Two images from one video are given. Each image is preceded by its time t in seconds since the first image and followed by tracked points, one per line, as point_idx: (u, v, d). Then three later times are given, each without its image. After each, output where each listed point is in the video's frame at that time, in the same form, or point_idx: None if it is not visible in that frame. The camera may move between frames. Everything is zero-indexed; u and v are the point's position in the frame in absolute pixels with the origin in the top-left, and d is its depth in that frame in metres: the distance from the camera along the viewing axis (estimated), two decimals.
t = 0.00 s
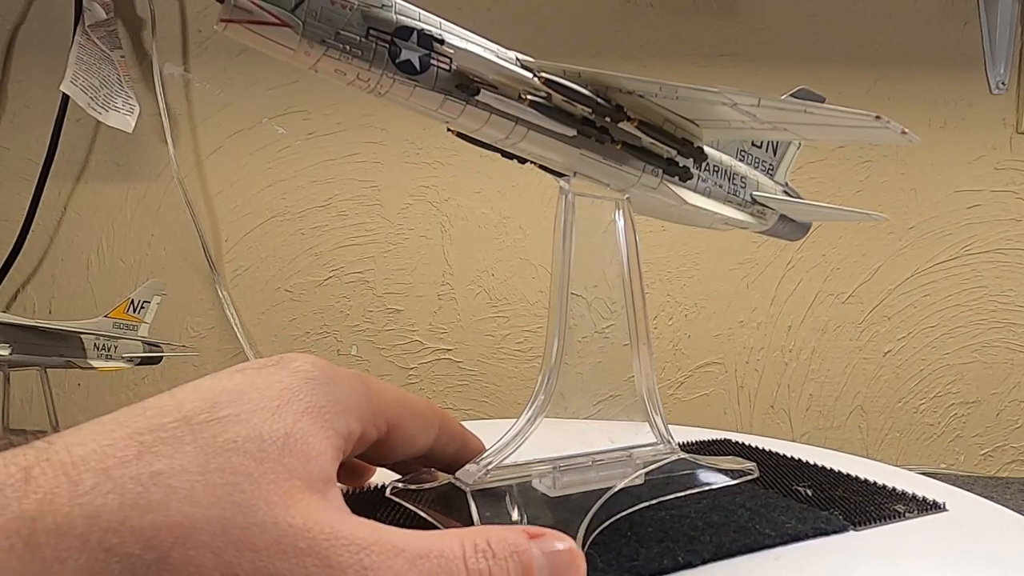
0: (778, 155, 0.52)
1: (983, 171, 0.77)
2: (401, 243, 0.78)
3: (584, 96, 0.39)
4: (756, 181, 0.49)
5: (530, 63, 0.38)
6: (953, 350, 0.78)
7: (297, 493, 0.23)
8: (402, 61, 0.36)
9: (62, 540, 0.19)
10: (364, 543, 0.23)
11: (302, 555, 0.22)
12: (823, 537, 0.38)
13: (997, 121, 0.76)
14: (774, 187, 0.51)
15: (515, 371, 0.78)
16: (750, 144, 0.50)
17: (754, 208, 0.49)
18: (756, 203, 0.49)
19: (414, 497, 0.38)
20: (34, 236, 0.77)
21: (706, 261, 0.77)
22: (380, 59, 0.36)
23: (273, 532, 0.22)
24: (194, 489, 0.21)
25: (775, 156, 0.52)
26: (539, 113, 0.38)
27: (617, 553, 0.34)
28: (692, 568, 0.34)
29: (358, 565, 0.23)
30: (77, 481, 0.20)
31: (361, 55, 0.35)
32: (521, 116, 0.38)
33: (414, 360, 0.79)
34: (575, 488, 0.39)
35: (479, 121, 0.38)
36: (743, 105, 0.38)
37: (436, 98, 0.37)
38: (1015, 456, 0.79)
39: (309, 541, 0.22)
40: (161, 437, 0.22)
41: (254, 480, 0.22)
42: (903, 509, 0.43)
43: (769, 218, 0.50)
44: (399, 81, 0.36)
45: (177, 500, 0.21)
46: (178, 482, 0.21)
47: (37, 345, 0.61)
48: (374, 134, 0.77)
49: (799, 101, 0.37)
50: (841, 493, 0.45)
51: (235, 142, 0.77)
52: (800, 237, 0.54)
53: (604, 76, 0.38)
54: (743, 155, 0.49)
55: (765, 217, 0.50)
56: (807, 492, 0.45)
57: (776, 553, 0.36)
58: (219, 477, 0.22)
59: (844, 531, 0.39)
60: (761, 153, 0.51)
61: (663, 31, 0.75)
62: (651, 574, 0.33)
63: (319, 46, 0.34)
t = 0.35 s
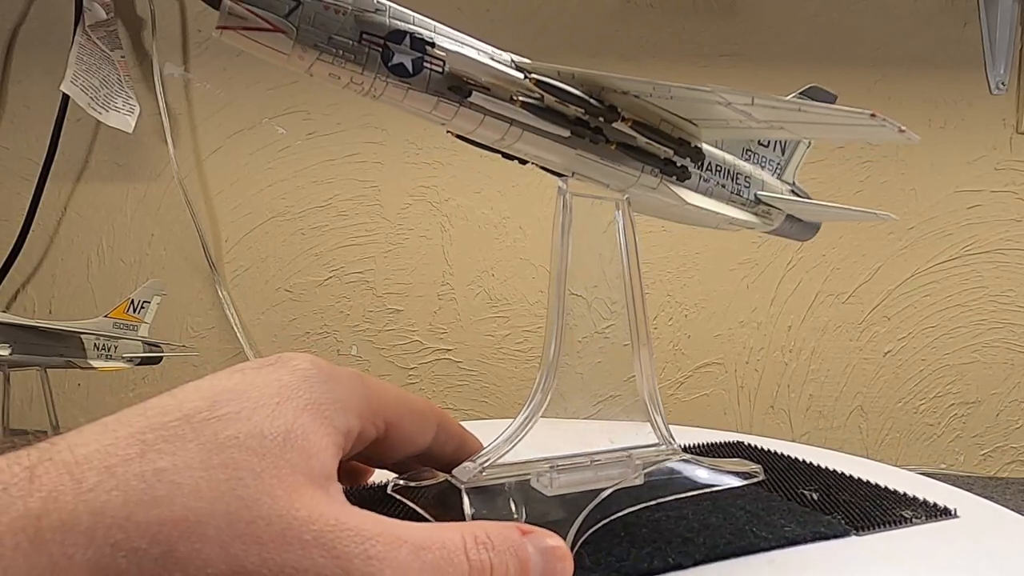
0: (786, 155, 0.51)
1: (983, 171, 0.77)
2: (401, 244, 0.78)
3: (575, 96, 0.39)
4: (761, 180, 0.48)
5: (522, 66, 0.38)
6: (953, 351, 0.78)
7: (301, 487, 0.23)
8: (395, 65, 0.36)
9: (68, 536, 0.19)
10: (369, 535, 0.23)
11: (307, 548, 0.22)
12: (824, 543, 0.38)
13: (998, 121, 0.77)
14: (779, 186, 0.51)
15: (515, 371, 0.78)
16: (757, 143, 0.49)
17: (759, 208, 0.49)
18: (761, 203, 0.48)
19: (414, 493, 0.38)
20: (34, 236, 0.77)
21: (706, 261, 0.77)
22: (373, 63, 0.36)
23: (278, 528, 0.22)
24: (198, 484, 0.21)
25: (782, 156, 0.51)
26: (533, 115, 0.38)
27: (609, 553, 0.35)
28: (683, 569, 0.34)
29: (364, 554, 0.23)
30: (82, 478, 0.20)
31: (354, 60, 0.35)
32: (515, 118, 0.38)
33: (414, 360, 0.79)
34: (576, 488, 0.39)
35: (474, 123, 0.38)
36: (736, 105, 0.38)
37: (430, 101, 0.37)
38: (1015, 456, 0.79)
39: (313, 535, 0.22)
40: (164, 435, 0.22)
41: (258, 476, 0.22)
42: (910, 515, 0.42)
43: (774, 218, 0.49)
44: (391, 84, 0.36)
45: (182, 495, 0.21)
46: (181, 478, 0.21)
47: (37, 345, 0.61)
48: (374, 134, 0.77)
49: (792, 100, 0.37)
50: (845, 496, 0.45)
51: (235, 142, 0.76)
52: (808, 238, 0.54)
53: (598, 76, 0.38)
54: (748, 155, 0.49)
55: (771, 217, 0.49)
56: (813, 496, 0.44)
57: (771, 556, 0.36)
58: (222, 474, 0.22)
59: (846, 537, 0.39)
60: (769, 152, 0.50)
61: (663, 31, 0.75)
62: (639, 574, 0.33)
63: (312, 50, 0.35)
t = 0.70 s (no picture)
0: (789, 154, 0.51)
1: (983, 171, 0.77)
2: (401, 244, 0.78)
3: (574, 96, 0.39)
4: (762, 180, 0.48)
5: (519, 66, 0.38)
6: (953, 351, 0.78)
7: (305, 488, 0.23)
8: (393, 66, 0.36)
9: (74, 542, 0.19)
10: (374, 535, 0.23)
11: (312, 549, 0.22)
12: (824, 544, 0.38)
13: (998, 121, 0.77)
14: (781, 185, 0.50)
15: (515, 371, 0.78)
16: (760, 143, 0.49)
17: (760, 208, 0.48)
18: (763, 202, 0.48)
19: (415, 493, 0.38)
20: (34, 236, 0.77)
21: (706, 260, 0.77)
22: (371, 63, 0.36)
23: (283, 530, 0.22)
24: (203, 488, 0.21)
25: (785, 155, 0.51)
26: (531, 115, 0.38)
27: (608, 554, 0.35)
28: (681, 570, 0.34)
29: (370, 555, 0.23)
30: (88, 484, 0.20)
31: (352, 61, 0.35)
32: (513, 118, 0.38)
33: (414, 360, 0.79)
34: (575, 488, 0.39)
35: (472, 123, 0.38)
36: (734, 104, 0.38)
37: (428, 101, 0.37)
38: (1015, 456, 0.79)
39: (318, 537, 0.22)
40: (168, 440, 0.22)
41: (262, 479, 0.22)
42: (913, 517, 0.42)
43: (775, 218, 0.49)
44: (390, 84, 0.36)
45: (187, 499, 0.21)
46: (186, 482, 0.21)
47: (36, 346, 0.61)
48: (374, 134, 0.77)
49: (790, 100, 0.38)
50: (847, 497, 0.45)
51: (235, 142, 0.76)
52: (811, 237, 0.54)
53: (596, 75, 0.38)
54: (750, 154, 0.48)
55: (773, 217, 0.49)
56: (815, 496, 0.44)
57: (769, 557, 0.36)
58: (227, 477, 0.22)
59: (845, 537, 0.39)
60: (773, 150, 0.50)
61: (663, 31, 0.75)
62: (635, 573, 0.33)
63: (309, 51, 0.35)
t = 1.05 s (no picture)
0: (794, 154, 0.51)
1: (983, 171, 0.77)
2: (402, 244, 0.78)
3: (568, 97, 0.39)
4: (767, 180, 0.48)
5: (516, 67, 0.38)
6: (953, 351, 0.78)
7: (297, 484, 0.23)
8: (389, 68, 0.36)
9: (65, 531, 0.20)
10: (364, 531, 0.24)
11: (303, 542, 0.22)
12: (821, 547, 0.38)
13: (997, 121, 0.77)
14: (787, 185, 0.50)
15: (515, 371, 0.78)
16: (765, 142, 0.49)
17: (765, 207, 0.48)
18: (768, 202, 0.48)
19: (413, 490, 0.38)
20: (34, 236, 0.77)
21: (706, 260, 0.77)
22: (367, 65, 0.36)
23: (274, 522, 0.22)
24: (193, 480, 0.22)
25: (791, 155, 0.51)
26: (526, 116, 0.38)
27: (602, 554, 0.35)
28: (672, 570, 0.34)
29: (358, 550, 0.23)
30: (78, 473, 0.21)
31: (347, 62, 0.36)
32: (508, 118, 0.38)
33: (414, 360, 0.79)
34: (568, 488, 0.39)
35: (469, 123, 0.38)
36: (728, 103, 0.38)
37: (424, 102, 0.37)
38: (1015, 456, 0.79)
39: (308, 531, 0.22)
40: (158, 431, 0.23)
41: (253, 472, 0.23)
42: (918, 522, 0.41)
43: (780, 218, 0.49)
44: (386, 86, 0.36)
45: (177, 490, 0.21)
46: (176, 473, 0.22)
47: (37, 345, 0.61)
48: (374, 134, 0.77)
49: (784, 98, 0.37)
50: (853, 501, 0.44)
51: (235, 142, 0.76)
52: (819, 237, 0.53)
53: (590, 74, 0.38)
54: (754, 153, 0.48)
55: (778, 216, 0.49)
56: (819, 499, 0.44)
57: (765, 559, 0.36)
58: (218, 470, 0.22)
59: (846, 541, 0.38)
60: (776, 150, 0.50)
61: (663, 31, 0.75)
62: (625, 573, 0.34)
63: (304, 54, 0.35)
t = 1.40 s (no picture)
0: (821, 150, 0.47)
1: (984, 172, 0.77)
2: (402, 244, 0.78)
3: (547, 101, 0.40)
4: (783, 178, 0.45)
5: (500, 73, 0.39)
6: (954, 352, 0.78)
7: (281, 468, 0.24)
8: (375, 79, 0.39)
9: (48, 512, 0.21)
10: (347, 514, 0.24)
11: (285, 524, 0.23)
12: (812, 562, 0.35)
13: (997, 122, 0.77)
14: (812, 183, 0.47)
15: (516, 372, 0.78)
16: (783, 139, 0.46)
17: (780, 207, 0.46)
18: (783, 202, 0.45)
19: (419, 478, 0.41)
20: (34, 236, 0.77)
21: (706, 260, 0.77)
22: (355, 77, 0.39)
23: (257, 505, 0.23)
24: (176, 462, 0.23)
25: (817, 151, 0.47)
26: (506, 120, 0.39)
27: (570, 551, 0.35)
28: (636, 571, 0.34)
29: (341, 530, 0.24)
30: (61, 456, 0.22)
31: (335, 75, 0.39)
32: (491, 122, 0.40)
33: (414, 360, 0.79)
34: (564, 489, 0.39)
35: (455, 128, 0.40)
36: (703, 102, 0.38)
37: (409, 109, 0.39)
38: (1015, 457, 0.79)
39: (289, 513, 0.23)
40: (140, 415, 0.24)
41: (235, 455, 0.24)
42: (937, 544, 0.38)
43: (796, 218, 0.46)
44: (373, 96, 0.39)
45: (160, 472, 0.23)
46: (159, 456, 0.23)
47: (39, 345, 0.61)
48: (375, 134, 0.77)
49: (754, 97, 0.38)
50: (880, 520, 0.41)
51: (235, 142, 0.76)
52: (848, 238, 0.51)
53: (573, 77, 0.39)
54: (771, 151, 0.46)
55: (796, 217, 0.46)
56: (836, 516, 0.41)
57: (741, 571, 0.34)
58: (200, 453, 0.23)
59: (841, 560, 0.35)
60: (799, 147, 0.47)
61: (665, 31, 0.75)
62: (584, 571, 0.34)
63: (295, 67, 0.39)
